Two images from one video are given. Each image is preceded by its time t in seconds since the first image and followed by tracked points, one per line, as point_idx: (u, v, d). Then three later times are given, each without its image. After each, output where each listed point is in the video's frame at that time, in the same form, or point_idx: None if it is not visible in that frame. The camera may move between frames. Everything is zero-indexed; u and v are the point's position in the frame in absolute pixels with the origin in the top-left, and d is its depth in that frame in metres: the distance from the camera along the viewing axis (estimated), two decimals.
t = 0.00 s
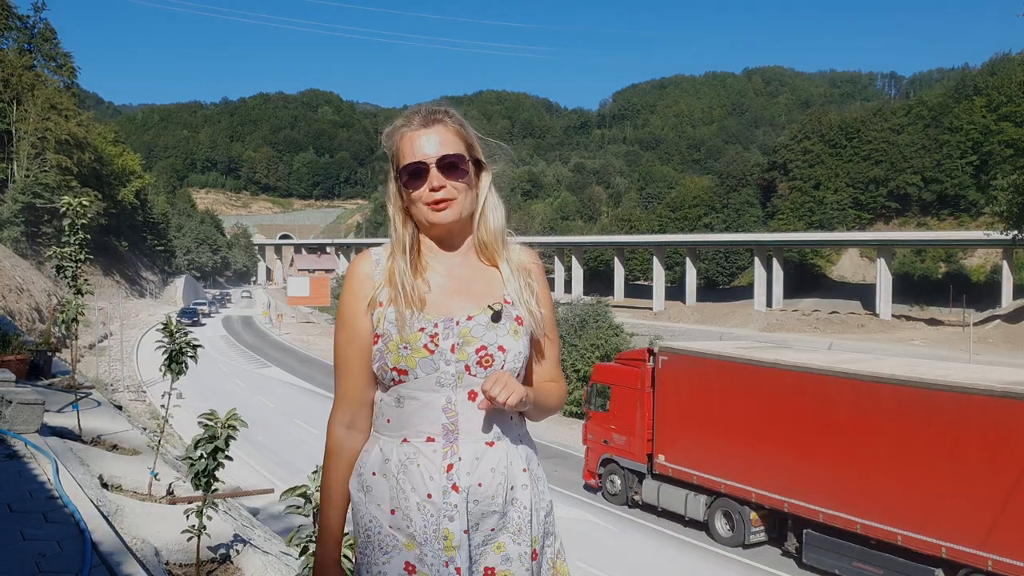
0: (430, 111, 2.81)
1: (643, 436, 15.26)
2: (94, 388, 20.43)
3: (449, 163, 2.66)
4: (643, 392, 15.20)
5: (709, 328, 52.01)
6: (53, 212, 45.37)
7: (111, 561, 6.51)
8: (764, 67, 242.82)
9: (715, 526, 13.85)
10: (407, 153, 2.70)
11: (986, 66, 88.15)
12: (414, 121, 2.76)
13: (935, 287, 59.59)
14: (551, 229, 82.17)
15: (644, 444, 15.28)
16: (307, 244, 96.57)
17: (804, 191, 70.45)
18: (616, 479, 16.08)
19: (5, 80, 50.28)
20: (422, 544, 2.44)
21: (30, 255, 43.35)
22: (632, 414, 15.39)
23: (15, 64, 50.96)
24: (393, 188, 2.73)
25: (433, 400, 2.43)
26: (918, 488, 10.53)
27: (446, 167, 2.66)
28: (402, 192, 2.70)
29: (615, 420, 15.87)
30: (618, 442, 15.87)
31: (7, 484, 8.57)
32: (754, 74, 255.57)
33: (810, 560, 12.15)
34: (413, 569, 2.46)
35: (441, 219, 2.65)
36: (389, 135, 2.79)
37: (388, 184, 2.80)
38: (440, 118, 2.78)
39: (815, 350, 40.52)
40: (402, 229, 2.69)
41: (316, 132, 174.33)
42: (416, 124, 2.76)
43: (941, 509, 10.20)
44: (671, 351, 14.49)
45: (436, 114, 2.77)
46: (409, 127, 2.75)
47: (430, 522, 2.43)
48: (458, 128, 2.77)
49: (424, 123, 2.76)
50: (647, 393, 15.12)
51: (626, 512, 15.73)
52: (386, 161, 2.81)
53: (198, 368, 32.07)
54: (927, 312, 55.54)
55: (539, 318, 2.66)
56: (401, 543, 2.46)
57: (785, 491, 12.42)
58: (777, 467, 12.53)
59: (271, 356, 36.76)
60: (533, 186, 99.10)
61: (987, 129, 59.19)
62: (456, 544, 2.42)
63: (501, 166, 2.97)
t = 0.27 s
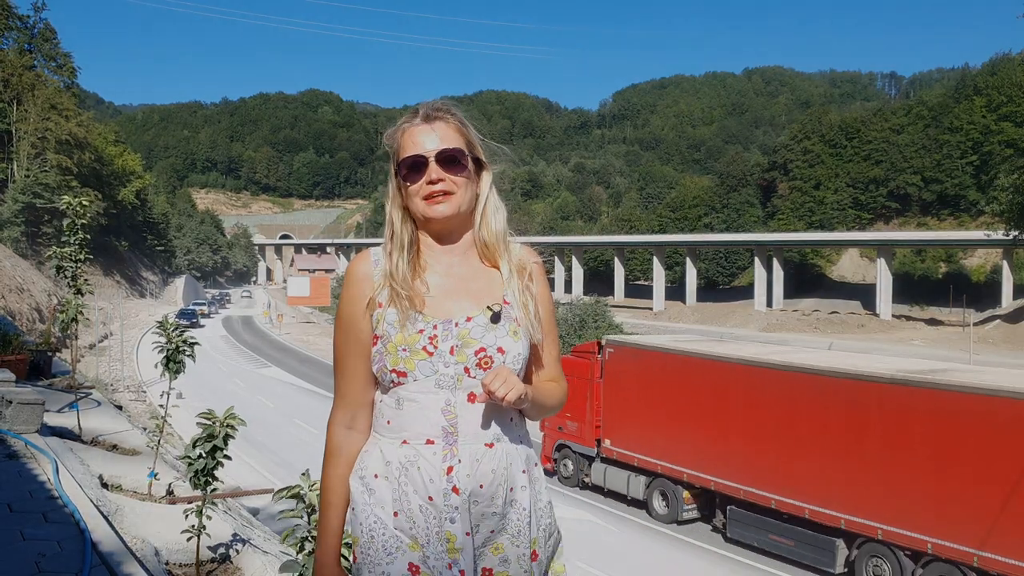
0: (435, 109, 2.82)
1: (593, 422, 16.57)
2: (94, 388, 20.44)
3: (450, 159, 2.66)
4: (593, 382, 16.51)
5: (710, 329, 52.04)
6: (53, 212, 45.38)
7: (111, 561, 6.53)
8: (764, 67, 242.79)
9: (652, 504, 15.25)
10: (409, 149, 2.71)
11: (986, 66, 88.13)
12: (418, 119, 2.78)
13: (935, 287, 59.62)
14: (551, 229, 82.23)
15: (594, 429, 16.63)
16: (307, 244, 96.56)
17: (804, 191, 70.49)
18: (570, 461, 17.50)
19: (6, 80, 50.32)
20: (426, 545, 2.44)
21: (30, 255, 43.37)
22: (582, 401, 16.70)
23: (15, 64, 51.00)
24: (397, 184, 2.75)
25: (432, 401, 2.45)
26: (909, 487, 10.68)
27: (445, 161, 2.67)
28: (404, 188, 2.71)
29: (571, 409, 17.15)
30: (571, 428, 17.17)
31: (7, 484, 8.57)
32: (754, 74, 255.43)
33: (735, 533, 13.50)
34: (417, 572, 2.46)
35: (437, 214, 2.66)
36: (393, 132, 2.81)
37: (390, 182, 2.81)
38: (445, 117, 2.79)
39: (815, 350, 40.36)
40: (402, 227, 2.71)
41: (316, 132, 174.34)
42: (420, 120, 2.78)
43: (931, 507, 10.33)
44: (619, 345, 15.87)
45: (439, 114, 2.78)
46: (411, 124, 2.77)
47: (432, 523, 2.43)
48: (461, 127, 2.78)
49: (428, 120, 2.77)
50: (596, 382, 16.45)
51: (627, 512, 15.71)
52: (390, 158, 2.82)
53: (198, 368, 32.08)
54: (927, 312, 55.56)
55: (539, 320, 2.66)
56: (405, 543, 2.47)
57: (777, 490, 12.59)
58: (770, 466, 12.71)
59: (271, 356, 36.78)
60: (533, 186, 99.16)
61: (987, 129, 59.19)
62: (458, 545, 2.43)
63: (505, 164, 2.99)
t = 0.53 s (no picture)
0: (432, 108, 2.80)
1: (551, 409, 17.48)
2: (94, 387, 20.44)
3: (448, 160, 2.65)
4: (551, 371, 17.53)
5: (710, 328, 52.06)
6: (53, 212, 45.38)
7: (110, 560, 6.54)
8: (764, 67, 242.78)
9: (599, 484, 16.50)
10: (408, 150, 2.70)
11: (986, 66, 88.10)
12: (416, 118, 2.76)
13: (935, 287, 59.63)
14: (551, 229, 82.24)
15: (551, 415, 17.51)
16: (307, 244, 96.55)
17: (804, 191, 70.50)
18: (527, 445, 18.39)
19: (5, 79, 50.32)
20: (423, 545, 2.45)
21: (30, 255, 43.37)
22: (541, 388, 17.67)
23: (15, 64, 50.98)
24: (394, 183, 2.75)
25: (430, 402, 2.44)
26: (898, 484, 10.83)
27: (444, 163, 2.66)
28: (401, 188, 2.70)
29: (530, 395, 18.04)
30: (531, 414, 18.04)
31: (7, 483, 8.57)
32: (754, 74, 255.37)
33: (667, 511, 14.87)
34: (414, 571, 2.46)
35: (436, 217, 2.65)
36: (391, 131, 2.79)
37: (389, 181, 2.80)
38: (443, 116, 2.77)
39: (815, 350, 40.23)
40: (401, 228, 2.70)
41: (316, 132, 174.41)
42: (418, 119, 2.76)
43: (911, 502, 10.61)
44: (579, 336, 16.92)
45: (437, 113, 2.76)
46: (410, 123, 2.76)
47: (428, 524, 2.44)
48: (461, 127, 2.76)
49: (426, 119, 2.75)
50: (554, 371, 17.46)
51: (627, 512, 15.70)
52: (388, 158, 2.81)
53: (198, 368, 32.08)
54: (927, 312, 55.54)
55: (539, 319, 2.65)
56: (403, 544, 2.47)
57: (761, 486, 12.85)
58: (755, 462, 12.95)
59: (271, 356, 36.79)
60: (532, 186, 99.17)
61: (987, 129, 59.21)
62: (453, 546, 2.44)
63: (505, 163, 2.98)
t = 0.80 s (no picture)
0: (433, 107, 2.77)
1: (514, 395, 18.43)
2: (94, 387, 20.42)
3: (449, 163, 2.64)
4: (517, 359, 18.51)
5: (710, 328, 52.07)
6: (52, 212, 45.37)
7: (109, 560, 6.54)
8: (765, 67, 242.81)
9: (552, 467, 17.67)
10: (407, 152, 2.70)
11: (986, 66, 88.10)
12: (414, 118, 2.75)
13: (935, 287, 59.65)
14: (551, 229, 82.28)
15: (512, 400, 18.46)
16: (307, 244, 96.57)
17: (804, 191, 70.54)
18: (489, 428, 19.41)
19: (5, 79, 50.30)
20: (420, 543, 2.45)
21: (30, 255, 43.36)
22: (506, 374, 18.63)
23: (15, 64, 50.98)
24: (394, 183, 2.73)
25: (428, 403, 2.44)
26: (845, 472, 11.36)
27: (445, 168, 2.65)
28: (399, 188, 2.70)
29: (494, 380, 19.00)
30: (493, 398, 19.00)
31: (6, 483, 8.57)
32: (754, 74, 255.34)
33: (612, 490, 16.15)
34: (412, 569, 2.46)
35: (437, 220, 2.64)
36: (389, 132, 2.78)
37: (389, 180, 2.79)
38: (442, 115, 2.74)
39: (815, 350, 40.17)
40: (400, 229, 2.70)
41: (316, 132, 174.49)
42: (418, 121, 2.74)
43: (842, 488, 11.34)
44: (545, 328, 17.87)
45: (437, 112, 2.74)
46: (408, 125, 2.73)
47: (425, 524, 2.44)
48: (461, 129, 2.74)
49: (425, 120, 2.73)
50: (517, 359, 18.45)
51: (627, 512, 15.69)
52: (388, 157, 2.80)
53: (198, 368, 32.07)
54: (927, 312, 55.57)
55: (538, 319, 2.64)
56: (401, 542, 2.47)
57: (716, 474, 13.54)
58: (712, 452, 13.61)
59: (271, 356, 36.78)
60: (532, 186, 99.17)
61: (987, 129, 59.26)
62: (452, 545, 2.45)
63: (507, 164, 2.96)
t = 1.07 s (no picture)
0: (436, 107, 2.78)
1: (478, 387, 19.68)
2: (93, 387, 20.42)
3: (452, 165, 2.66)
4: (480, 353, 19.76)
5: (710, 329, 52.08)
6: (52, 213, 45.37)
7: (109, 560, 6.54)
8: (765, 68, 242.84)
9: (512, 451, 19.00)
10: (411, 151, 2.71)
11: (986, 66, 88.05)
12: (418, 115, 2.76)
13: (934, 288, 59.67)
14: (551, 229, 82.27)
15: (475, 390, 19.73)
16: (307, 244, 96.54)
17: (804, 191, 70.57)
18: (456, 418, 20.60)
19: (6, 79, 50.28)
20: (418, 543, 2.43)
21: (30, 255, 43.36)
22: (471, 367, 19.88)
23: (15, 64, 50.97)
24: (396, 182, 2.75)
25: (430, 402, 2.44)
26: (760, 454, 12.73)
27: (448, 170, 2.67)
28: (400, 189, 2.72)
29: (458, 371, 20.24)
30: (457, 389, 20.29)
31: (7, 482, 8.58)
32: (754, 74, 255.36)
33: (564, 474, 17.56)
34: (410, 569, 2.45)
35: (439, 222, 2.66)
36: (393, 129, 2.79)
37: (391, 180, 2.81)
38: (447, 114, 2.76)
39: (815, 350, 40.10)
40: (403, 227, 2.71)
41: (317, 132, 174.56)
42: (421, 119, 2.75)
43: (756, 467, 12.72)
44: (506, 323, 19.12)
45: (442, 112, 2.75)
46: (412, 124, 2.75)
47: (425, 524, 2.42)
48: (465, 128, 2.75)
49: (430, 118, 2.74)
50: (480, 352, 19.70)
51: (626, 511, 15.69)
52: (390, 156, 2.81)
53: (198, 368, 32.07)
54: (927, 313, 55.64)
55: (540, 318, 2.65)
56: (399, 542, 2.46)
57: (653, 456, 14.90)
58: (650, 436, 14.96)
59: (271, 356, 36.78)
60: (532, 187, 99.12)
61: (987, 130, 59.23)
62: (449, 545, 2.42)
63: (507, 165, 2.98)
